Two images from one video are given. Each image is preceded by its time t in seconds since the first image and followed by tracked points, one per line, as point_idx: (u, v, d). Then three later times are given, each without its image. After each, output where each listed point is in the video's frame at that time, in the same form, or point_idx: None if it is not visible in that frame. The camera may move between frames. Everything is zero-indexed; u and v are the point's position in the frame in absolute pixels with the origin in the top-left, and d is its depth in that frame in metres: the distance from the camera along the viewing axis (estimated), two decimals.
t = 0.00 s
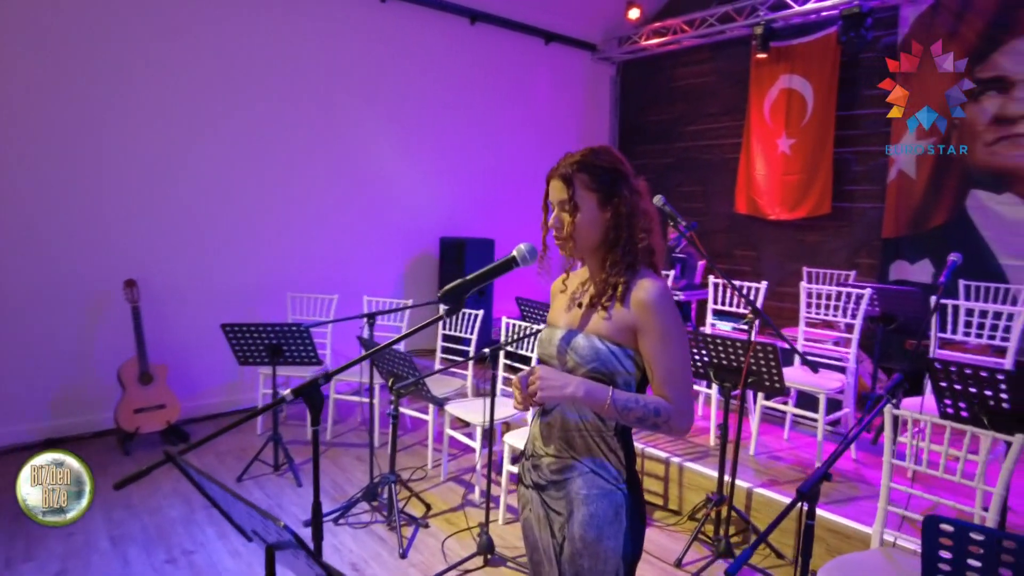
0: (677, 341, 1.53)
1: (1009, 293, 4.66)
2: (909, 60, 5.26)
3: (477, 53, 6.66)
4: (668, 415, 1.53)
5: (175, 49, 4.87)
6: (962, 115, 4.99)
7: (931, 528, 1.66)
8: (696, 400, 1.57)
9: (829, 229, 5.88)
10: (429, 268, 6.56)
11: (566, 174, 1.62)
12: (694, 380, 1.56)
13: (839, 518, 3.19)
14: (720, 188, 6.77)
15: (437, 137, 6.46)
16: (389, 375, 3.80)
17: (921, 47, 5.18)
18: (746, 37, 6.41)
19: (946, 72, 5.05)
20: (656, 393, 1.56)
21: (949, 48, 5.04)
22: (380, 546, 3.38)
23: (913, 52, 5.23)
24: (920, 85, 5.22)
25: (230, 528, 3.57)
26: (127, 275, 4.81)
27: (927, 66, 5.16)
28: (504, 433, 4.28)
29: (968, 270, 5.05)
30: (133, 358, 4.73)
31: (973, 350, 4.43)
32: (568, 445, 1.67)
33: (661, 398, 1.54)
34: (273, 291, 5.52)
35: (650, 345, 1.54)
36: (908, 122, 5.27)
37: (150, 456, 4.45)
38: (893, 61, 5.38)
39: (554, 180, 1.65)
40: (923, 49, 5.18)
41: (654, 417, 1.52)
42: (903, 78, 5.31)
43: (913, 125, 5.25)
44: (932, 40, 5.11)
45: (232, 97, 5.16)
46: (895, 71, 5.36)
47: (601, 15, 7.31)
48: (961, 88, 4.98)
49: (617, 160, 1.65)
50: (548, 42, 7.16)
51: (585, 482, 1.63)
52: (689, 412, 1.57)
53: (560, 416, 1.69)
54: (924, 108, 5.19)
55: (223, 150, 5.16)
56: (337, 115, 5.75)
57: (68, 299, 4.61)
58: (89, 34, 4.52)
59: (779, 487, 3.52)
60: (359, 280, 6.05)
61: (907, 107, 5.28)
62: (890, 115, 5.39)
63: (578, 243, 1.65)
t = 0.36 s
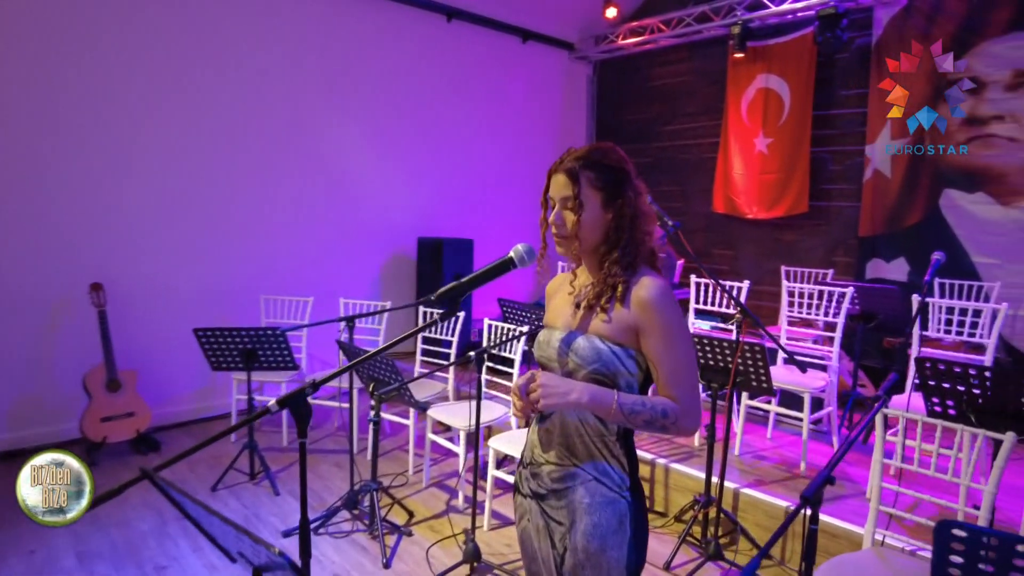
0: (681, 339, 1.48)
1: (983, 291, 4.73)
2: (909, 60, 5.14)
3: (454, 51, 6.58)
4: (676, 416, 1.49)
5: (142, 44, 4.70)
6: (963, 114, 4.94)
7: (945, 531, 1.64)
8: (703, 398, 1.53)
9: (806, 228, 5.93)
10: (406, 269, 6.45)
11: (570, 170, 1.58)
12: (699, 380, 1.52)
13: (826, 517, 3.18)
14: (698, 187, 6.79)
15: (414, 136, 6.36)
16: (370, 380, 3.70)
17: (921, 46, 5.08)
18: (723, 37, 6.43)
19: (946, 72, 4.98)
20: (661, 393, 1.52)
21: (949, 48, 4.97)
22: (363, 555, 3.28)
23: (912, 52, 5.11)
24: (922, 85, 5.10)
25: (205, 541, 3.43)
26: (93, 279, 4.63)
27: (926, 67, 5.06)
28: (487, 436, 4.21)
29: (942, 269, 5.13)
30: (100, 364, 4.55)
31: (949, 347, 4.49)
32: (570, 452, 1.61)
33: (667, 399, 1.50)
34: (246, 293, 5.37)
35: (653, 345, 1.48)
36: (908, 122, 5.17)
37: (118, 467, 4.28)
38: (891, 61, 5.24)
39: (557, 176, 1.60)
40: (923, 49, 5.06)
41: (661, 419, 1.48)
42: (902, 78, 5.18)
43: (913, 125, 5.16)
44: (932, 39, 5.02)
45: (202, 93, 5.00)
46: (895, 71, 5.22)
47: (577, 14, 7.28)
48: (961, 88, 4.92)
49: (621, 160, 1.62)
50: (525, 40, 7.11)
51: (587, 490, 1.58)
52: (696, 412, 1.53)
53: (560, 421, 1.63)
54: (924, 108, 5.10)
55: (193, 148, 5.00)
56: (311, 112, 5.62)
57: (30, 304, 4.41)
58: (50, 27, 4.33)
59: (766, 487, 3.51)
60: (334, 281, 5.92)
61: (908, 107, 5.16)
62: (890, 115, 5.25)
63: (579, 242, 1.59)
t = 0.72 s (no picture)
0: (706, 340, 1.39)
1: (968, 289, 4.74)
2: (909, 60, 5.08)
3: (436, 45, 6.44)
4: (701, 422, 1.41)
5: (111, 34, 4.50)
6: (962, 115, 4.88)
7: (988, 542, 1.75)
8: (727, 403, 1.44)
9: (790, 226, 5.93)
10: (388, 268, 6.31)
11: (586, 159, 1.47)
12: (723, 382, 1.43)
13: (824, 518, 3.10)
14: (683, 185, 6.76)
15: (395, 132, 6.22)
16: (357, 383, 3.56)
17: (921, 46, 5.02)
18: (707, 35, 6.40)
19: (947, 72, 4.92)
20: (685, 399, 1.43)
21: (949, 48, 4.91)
22: (350, 566, 3.15)
23: (913, 52, 5.05)
24: (922, 85, 5.04)
25: (182, 553, 3.27)
26: (60, 279, 4.41)
27: (927, 67, 5.01)
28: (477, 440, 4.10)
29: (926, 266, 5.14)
30: (68, 368, 4.34)
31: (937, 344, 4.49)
32: (585, 461, 1.52)
33: (692, 404, 1.42)
34: (223, 293, 5.18)
35: (676, 347, 1.39)
36: (908, 122, 5.11)
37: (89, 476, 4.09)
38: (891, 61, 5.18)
39: (571, 166, 1.49)
40: (923, 49, 5.02)
41: (686, 426, 1.40)
42: (903, 78, 5.11)
43: (913, 125, 5.10)
44: (932, 39, 4.97)
45: (175, 86, 4.81)
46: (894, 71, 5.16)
47: (561, 10, 7.19)
48: (961, 88, 4.86)
49: (641, 151, 1.51)
50: (508, 36, 7.00)
51: (605, 501, 1.49)
52: (721, 415, 1.45)
53: (575, 429, 1.54)
54: (924, 108, 5.04)
55: (165, 143, 4.80)
56: (289, 107, 5.45)
57: None
58: (13, 14, 4.11)
59: (762, 489, 3.46)
60: (315, 281, 5.76)
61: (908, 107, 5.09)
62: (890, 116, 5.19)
63: (593, 237, 1.48)
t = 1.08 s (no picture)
0: (735, 352, 1.33)
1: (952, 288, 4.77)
2: (909, 60, 5.03)
3: (418, 43, 6.33)
4: (726, 437, 1.35)
5: (80, 25, 4.31)
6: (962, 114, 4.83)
7: None
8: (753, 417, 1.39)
9: (775, 226, 5.93)
10: (370, 269, 6.18)
11: (597, 157, 1.39)
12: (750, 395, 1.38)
13: (822, 521, 3.07)
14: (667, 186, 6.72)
15: (377, 131, 6.09)
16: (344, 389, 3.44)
17: (921, 47, 4.97)
18: (691, 34, 6.39)
19: (947, 72, 4.87)
20: (710, 411, 1.38)
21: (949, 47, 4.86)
22: None
23: (913, 52, 5.00)
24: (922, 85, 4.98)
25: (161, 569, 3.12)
26: (27, 282, 4.22)
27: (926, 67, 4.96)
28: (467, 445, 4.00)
29: (911, 266, 5.16)
30: (37, 376, 4.15)
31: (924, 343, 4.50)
32: (602, 473, 1.44)
33: (716, 417, 1.36)
34: (200, 296, 5.02)
35: (704, 357, 1.33)
36: (908, 123, 5.06)
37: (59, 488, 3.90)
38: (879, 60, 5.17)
39: (581, 165, 1.41)
40: (923, 49, 4.97)
41: (712, 440, 1.35)
42: (903, 78, 5.06)
43: (913, 125, 5.05)
44: (932, 39, 4.92)
45: (148, 81, 4.64)
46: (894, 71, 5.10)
47: (544, 8, 7.13)
48: (961, 88, 4.80)
49: (655, 144, 1.43)
50: (491, 34, 6.92)
51: (623, 515, 1.41)
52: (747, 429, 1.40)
53: (590, 439, 1.46)
54: (924, 108, 4.99)
55: (137, 140, 4.63)
56: (267, 104, 5.30)
57: None
58: None
59: (757, 492, 3.42)
60: (295, 283, 5.62)
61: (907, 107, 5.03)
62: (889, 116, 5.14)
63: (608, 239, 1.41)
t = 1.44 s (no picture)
0: (754, 356, 1.30)
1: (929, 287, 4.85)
2: (909, 60, 4.99)
3: (397, 40, 6.24)
4: (747, 442, 1.32)
5: (46, 16, 4.14)
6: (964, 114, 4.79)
7: None
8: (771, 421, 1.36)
9: (755, 226, 5.97)
10: (348, 269, 6.06)
11: (609, 154, 1.34)
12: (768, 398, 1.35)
13: (812, 520, 3.08)
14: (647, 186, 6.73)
15: (354, 129, 5.98)
16: (328, 394, 3.33)
17: (921, 46, 4.93)
18: (671, 34, 6.40)
19: (947, 72, 4.84)
20: (728, 416, 1.35)
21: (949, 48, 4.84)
22: None
23: (913, 52, 4.97)
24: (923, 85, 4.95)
25: None
26: None
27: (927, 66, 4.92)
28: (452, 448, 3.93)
29: (888, 266, 5.23)
30: None
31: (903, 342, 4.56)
32: (615, 483, 1.39)
33: (735, 422, 1.33)
34: (174, 298, 4.86)
35: (723, 361, 1.29)
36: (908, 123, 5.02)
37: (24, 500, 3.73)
38: (856, 62, 5.24)
39: (592, 162, 1.36)
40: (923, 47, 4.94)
41: (732, 446, 1.32)
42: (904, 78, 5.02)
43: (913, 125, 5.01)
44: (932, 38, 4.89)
45: (118, 75, 4.47)
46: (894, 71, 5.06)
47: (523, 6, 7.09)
48: (961, 88, 4.77)
49: (669, 138, 1.39)
50: (470, 32, 6.84)
51: (638, 525, 1.37)
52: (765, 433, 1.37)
53: (602, 448, 1.41)
54: (924, 108, 4.95)
55: (107, 137, 4.46)
56: (242, 100, 5.16)
57: None
58: None
59: (747, 492, 3.42)
60: (272, 284, 5.48)
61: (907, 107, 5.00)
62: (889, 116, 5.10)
63: (622, 238, 1.36)
